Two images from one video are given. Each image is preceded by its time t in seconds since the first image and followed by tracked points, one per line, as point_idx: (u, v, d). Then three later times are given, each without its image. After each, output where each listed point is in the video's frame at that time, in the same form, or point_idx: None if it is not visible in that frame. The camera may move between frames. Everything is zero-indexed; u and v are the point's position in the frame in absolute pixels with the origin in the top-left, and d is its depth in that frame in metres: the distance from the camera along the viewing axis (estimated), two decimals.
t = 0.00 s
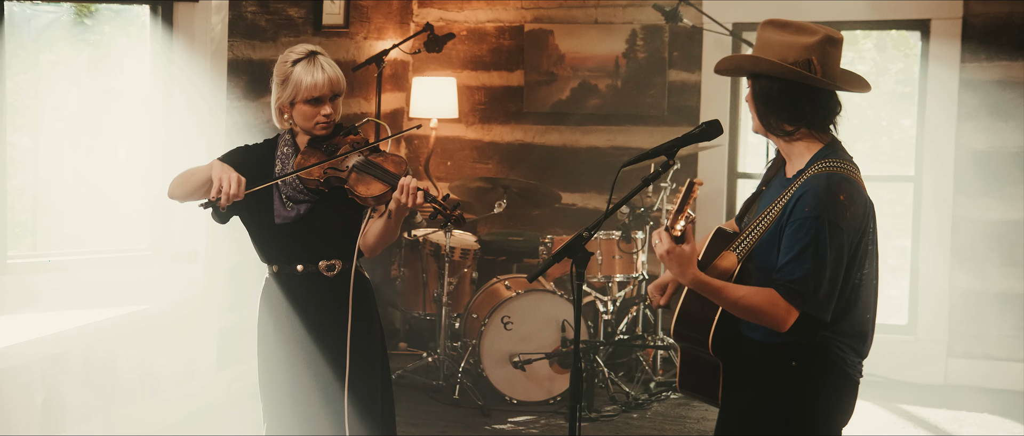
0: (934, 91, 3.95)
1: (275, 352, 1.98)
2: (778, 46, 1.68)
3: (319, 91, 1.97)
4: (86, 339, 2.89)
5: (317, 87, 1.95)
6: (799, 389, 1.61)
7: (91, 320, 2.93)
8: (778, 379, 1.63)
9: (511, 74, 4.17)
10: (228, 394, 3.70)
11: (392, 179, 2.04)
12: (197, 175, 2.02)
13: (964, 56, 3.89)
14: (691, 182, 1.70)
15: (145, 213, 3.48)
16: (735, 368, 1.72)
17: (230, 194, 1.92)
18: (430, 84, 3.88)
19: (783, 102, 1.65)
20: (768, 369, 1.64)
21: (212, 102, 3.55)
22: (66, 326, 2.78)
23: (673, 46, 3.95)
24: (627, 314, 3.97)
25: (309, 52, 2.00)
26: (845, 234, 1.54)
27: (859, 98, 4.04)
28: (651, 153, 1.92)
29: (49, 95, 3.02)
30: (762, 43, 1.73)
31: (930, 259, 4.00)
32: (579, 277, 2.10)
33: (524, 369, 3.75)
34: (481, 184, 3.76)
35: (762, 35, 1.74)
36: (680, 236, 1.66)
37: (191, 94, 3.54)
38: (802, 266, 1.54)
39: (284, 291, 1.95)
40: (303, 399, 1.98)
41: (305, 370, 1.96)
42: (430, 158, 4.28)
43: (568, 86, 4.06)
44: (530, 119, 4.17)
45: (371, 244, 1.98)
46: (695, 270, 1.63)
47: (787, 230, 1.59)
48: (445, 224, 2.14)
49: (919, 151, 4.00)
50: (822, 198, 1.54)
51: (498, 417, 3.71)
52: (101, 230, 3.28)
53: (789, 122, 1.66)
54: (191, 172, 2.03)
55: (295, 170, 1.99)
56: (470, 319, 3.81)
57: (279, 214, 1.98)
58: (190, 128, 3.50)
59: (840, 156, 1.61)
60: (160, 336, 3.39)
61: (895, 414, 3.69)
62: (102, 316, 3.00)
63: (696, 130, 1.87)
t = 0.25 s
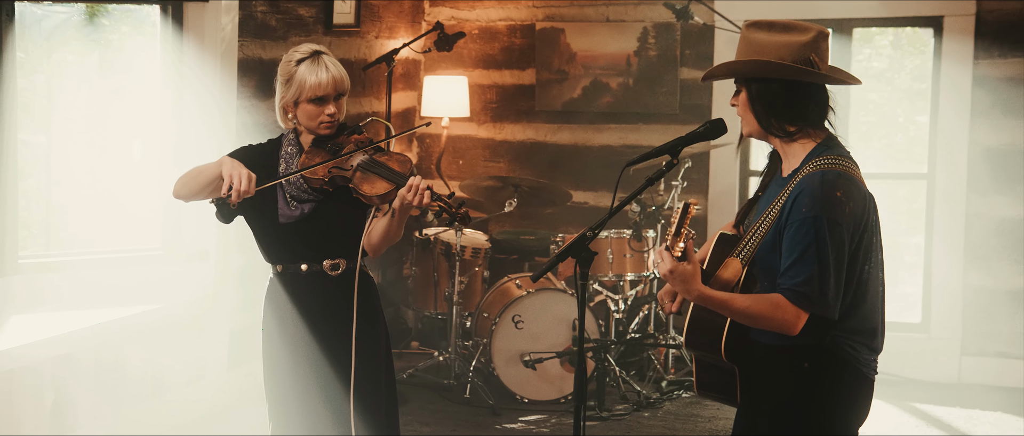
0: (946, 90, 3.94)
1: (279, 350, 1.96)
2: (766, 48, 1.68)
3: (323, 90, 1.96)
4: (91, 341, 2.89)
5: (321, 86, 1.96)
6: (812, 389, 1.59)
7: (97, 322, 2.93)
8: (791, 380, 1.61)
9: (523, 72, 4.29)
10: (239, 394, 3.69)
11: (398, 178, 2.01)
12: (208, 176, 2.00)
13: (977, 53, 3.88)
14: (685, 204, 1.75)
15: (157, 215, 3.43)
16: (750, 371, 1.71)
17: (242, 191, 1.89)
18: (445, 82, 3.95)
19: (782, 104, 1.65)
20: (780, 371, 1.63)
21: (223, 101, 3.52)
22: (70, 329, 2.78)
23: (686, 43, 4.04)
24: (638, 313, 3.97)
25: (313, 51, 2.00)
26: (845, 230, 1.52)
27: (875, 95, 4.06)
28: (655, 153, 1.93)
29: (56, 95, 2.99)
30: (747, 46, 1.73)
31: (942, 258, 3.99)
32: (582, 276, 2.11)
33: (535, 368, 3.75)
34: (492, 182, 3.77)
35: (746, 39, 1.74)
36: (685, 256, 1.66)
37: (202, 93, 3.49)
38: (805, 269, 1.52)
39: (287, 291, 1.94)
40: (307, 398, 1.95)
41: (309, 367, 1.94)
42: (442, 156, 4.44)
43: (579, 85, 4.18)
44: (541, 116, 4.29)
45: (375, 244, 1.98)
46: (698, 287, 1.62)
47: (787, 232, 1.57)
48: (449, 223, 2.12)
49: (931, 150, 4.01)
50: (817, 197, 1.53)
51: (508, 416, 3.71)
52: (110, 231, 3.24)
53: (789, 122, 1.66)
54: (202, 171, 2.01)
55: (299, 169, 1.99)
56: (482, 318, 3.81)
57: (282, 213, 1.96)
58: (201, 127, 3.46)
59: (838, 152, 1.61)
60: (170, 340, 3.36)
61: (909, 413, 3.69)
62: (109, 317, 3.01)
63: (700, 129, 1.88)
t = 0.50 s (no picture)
0: (954, 93, 3.96)
1: (281, 354, 1.93)
2: (766, 48, 1.67)
3: (324, 91, 1.96)
4: (93, 345, 2.89)
5: (322, 87, 1.95)
6: (810, 388, 1.57)
7: (97, 325, 2.92)
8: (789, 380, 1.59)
9: (529, 74, 4.48)
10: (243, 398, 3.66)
11: (400, 180, 1.99)
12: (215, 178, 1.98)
13: (985, 54, 3.91)
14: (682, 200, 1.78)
15: (161, 216, 3.36)
16: (748, 373, 1.69)
17: (250, 191, 1.88)
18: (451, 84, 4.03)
19: (784, 104, 1.64)
20: (777, 371, 1.61)
21: (228, 106, 3.46)
22: (67, 333, 2.77)
23: (691, 44, 4.18)
24: (645, 314, 3.99)
25: (314, 52, 2.00)
26: (843, 228, 1.51)
27: (886, 95, 4.11)
28: (658, 154, 1.91)
29: (60, 97, 2.97)
30: (745, 48, 1.71)
31: (950, 259, 4.02)
32: (583, 278, 2.08)
33: (541, 369, 3.74)
34: (498, 184, 3.75)
35: (743, 40, 1.73)
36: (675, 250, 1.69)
37: (208, 95, 3.43)
38: (802, 265, 1.51)
39: (287, 293, 1.93)
40: (309, 403, 1.92)
41: (311, 371, 1.91)
42: (449, 157, 4.61)
43: (586, 86, 4.35)
44: (548, 116, 4.46)
45: (376, 244, 1.95)
46: (694, 281, 1.61)
47: (783, 229, 1.57)
48: (451, 224, 2.11)
49: (939, 150, 4.05)
50: (814, 194, 1.52)
51: (514, 417, 3.69)
52: (113, 232, 3.18)
53: (792, 121, 1.64)
54: (208, 173, 1.99)
55: (300, 171, 1.98)
56: (488, 320, 3.80)
57: (284, 215, 1.94)
58: (207, 127, 3.40)
59: (831, 151, 1.61)
60: (173, 343, 3.30)
61: (915, 415, 3.68)
62: (111, 319, 3.00)
63: (702, 131, 1.86)
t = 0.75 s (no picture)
0: (961, 96, 3.99)
1: (283, 356, 1.92)
2: (769, 51, 1.64)
3: (324, 92, 1.94)
4: (93, 347, 2.88)
5: (323, 88, 1.93)
6: (806, 390, 1.57)
7: (96, 328, 2.91)
8: (786, 382, 1.59)
9: (535, 75, 4.53)
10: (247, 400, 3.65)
11: (402, 181, 2.00)
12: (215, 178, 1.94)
13: (992, 56, 3.94)
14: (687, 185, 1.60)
15: (166, 217, 3.32)
16: (743, 374, 1.68)
17: (258, 190, 1.87)
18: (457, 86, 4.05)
19: (789, 109, 1.62)
20: (774, 373, 1.61)
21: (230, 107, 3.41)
22: (62, 335, 2.77)
23: (698, 45, 4.24)
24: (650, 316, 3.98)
25: (315, 53, 1.98)
26: (846, 231, 1.51)
27: (895, 96, 4.14)
28: (658, 156, 1.90)
29: (65, 98, 2.95)
30: (748, 51, 1.68)
31: (956, 261, 4.05)
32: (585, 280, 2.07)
33: (545, 371, 3.72)
34: (503, 185, 3.75)
35: (744, 42, 1.69)
36: (680, 242, 1.61)
37: (212, 96, 3.39)
38: (804, 266, 1.50)
39: (288, 294, 1.92)
40: (310, 407, 1.91)
41: (315, 373, 1.90)
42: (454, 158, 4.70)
43: (591, 87, 4.41)
44: (553, 117, 4.52)
45: (377, 246, 1.94)
46: (697, 277, 1.58)
47: (787, 230, 1.56)
48: (454, 225, 2.11)
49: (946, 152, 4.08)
50: (820, 197, 1.52)
51: (518, 419, 3.68)
52: (116, 233, 3.14)
53: (796, 125, 1.63)
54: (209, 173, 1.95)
55: (301, 171, 1.96)
56: (492, 321, 3.78)
57: (285, 216, 1.93)
58: (212, 128, 3.36)
59: (837, 155, 1.60)
60: (177, 344, 3.26)
61: (921, 418, 3.68)
62: (112, 321, 2.99)
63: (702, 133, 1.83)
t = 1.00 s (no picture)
0: (965, 98, 4.03)
1: (285, 360, 1.90)
2: (776, 52, 1.62)
3: (325, 93, 1.91)
4: (94, 349, 2.85)
5: (324, 89, 1.91)
6: (804, 390, 1.56)
7: (96, 329, 2.88)
8: (784, 382, 1.58)
9: (539, 76, 4.54)
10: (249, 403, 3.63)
11: (405, 183, 1.98)
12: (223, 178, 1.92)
13: (997, 57, 3.98)
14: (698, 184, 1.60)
15: (169, 219, 3.31)
16: (743, 374, 1.68)
17: (267, 189, 1.86)
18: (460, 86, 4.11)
19: (794, 111, 1.61)
20: (772, 373, 1.60)
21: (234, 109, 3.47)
22: (68, 336, 2.75)
23: (702, 46, 4.26)
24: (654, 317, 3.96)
25: (316, 54, 1.95)
26: (848, 233, 1.50)
27: (901, 97, 4.18)
28: (661, 157, 1.88)
29: (65, 98, 2.94)
30: (753, 51, 1.65)
31: (961, 263, 4.10)
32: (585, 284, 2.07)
33: (548, 373, 3.71)
34: (506, 186, 3.75)
35: (750, 42, 1.67)
36: (687, 242, 1.60)
37: (215, 97, 3.38)
38: (806, 268, 1.49)
39: (288, 297, 1.90)
40: (311, 411, 1.90)
41: (318, 377, 1.89)
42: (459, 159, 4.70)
43: (596, 88, 4.43)
44: (557, 117, 4.53)
45: (378, 247, 1.92)
46: (702, 277, 1.57)
47: (789, 232, 1.55)
48: (457, 227, 2.10)
49: (951, 153, 4.11)
50: (823, 199, 1.51)
51: (521, 421, 3.68)
52: (117, 232, 3.14)
53: (800, 127, 1.62)
54: (216, 173, 1.93)
55: (302, 173, 1.94)
56: (495, 323, 3.78)
57: (285, 217, 1.90)
58: (215, 130, 3.35)
59: (838, 156, 1.59)
60: (180, 345, 3.24)
61: (925, 419, 3.68)
62: (116, 322, 2.97)
63: (705, 134, 1.82)
